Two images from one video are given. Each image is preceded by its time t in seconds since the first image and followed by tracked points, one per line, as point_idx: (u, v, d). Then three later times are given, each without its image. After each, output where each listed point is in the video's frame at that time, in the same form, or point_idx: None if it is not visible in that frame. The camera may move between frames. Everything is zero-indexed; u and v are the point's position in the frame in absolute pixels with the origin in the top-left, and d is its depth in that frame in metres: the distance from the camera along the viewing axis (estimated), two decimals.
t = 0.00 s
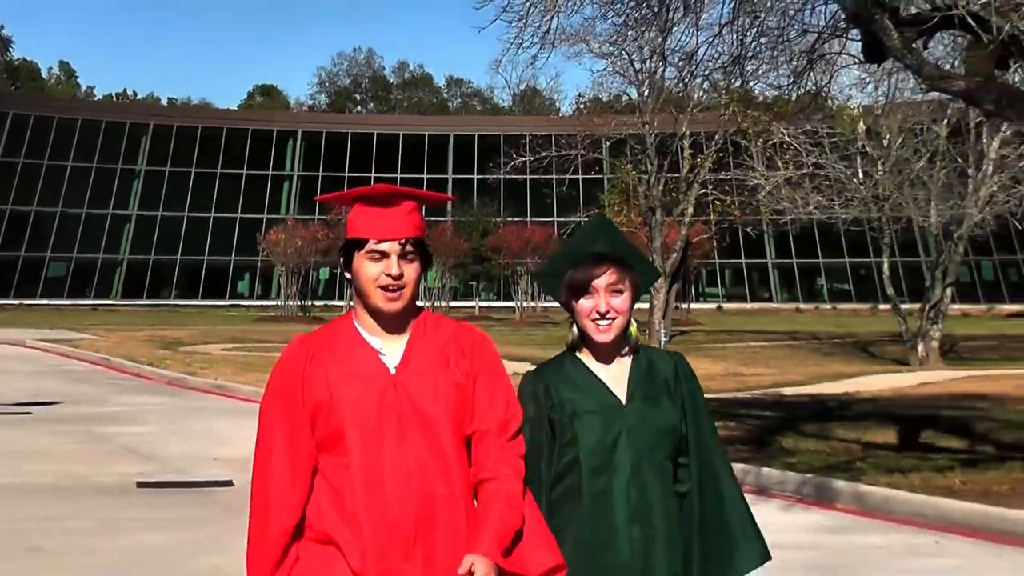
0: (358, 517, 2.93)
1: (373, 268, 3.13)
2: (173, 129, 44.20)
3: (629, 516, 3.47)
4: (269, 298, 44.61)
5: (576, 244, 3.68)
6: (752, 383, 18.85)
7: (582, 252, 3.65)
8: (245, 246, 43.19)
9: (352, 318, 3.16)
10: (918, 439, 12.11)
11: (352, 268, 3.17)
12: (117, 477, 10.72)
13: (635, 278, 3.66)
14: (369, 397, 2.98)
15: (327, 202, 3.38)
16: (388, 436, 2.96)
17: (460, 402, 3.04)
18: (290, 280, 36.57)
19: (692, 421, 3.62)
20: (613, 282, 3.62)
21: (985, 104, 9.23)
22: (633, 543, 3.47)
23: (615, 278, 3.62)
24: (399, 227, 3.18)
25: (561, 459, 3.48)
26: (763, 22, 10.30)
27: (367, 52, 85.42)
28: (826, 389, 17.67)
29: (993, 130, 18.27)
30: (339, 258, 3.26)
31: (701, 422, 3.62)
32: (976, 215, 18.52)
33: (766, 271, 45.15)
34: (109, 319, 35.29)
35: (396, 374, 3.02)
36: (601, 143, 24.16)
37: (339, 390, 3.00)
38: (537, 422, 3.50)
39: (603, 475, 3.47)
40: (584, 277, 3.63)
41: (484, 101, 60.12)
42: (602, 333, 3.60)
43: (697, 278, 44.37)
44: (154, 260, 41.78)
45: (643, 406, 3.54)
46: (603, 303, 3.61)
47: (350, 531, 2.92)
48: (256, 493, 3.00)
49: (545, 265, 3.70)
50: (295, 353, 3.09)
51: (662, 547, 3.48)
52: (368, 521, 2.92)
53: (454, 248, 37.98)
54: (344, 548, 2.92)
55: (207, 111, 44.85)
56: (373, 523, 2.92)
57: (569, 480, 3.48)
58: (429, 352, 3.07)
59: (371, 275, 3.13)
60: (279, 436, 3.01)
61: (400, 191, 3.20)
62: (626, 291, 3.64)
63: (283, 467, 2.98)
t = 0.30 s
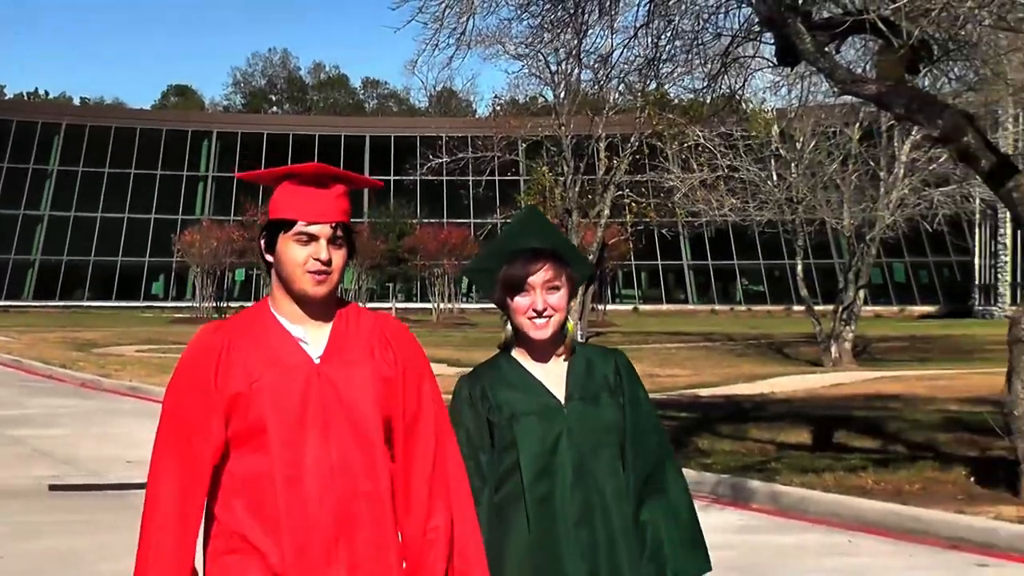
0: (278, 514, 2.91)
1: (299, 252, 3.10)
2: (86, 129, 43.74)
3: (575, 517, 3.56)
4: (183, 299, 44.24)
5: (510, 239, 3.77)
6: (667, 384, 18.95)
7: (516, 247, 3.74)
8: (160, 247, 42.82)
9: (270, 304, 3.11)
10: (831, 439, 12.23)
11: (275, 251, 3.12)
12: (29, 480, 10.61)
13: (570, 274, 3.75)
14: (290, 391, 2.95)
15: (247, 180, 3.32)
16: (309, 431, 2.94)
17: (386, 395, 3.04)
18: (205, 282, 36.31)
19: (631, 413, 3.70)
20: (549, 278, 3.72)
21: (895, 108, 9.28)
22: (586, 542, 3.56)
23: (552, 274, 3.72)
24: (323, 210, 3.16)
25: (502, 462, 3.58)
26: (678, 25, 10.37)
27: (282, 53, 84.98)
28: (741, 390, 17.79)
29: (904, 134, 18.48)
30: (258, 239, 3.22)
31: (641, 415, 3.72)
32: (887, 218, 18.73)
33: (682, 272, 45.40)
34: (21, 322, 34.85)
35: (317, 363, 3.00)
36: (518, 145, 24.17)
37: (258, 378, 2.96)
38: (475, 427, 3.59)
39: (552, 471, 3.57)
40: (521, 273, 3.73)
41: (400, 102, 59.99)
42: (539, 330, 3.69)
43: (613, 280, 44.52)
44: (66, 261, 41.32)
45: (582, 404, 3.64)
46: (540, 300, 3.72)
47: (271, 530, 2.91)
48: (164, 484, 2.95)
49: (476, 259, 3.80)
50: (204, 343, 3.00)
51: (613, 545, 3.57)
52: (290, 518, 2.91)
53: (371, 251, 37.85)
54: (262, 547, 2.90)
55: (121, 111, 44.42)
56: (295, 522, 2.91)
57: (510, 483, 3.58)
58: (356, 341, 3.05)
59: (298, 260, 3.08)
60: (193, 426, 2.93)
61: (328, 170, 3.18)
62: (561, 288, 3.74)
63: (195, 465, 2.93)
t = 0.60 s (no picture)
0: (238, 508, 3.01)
1: (269, 248, 3.17)
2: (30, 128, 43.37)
3: (536, 528, 3.43)
4: (129, 300, 43.95)
5: (490, 235, 3.60)
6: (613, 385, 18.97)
7: (496, 245, 3.57)
8: (105, 247, 42.51)
9: (233, 299, 3.19)
10: (777, 440, 12.27)
11: (242, 245, 3.20)
12: None
13: (549, 276, 3.58)
14: (254, 388, 3.06)
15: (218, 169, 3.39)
16: (269, 431, 3.05)
17: (348, 395, 3.16)
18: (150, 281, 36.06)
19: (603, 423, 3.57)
20: (526, 281, 3.54)
21: (840, 110, 9.35)
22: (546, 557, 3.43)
23: (529, 276, 3.54)
24: (298, 204, 3.25)
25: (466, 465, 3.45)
26: (624, 27, 10.39)
27: (228, 52, 84.69)
28: (687, 391, 17.81)
29: (849, 135, 18.59)
30: (225, 233, 3.30)
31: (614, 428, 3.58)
32: (833, 220, 18.84)
33: (628, 273, 45.49)
34: None
35: (281, 360, 3.11)
36: (464, 146, 24.14)
37: (220, 372, 3.05)
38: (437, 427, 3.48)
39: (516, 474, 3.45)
40: (498, 272, 3.56)
41: (347, 103, 59.84)
42: (513, 333, 3.52)
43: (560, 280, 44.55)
44: (10, 262, 40.95)
45: (551, 411, 3.50)
46: (516, 302, 3.53)
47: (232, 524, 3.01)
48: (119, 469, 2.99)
49: (453, 256, 3.66)
50: (165, 333, 3.05)
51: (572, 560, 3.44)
52: (249, 513, 3.02)
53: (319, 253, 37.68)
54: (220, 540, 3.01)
55: (66, 110, 44.08)
56: (253, 517, 3.02)
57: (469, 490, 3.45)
58: (320, 341, 3.17)
59: (267, 257, 3.16)
60: (155, 412, 2.98)
61: (303, 164, 3.29)
62: (540, 290, 3.56)
63: (152, 455, 2.97)
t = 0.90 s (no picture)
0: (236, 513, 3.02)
1: (280, 248, 3.21)
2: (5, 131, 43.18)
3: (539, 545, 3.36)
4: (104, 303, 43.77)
5: (505, 242, 3.58)
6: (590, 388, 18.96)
7: (511, 250, 3.56)
8: (80, 251, 42.36)
9: (245, 304, 3.23)
10: (754, 443, 12.29)
11: (255, 246, 3.24)
12: None
13: (567, 283, 3.59)
14: (254, 394, 3.07)
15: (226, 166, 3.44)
16: (268, 437, 3.06)
17: (357, 405, 3.14)
18: (126, 284, 35.92)
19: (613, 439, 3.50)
20: (542, 285, 3.53)
21: (817, 114, 9.38)
22: None
23: (545, 281, 3.53)
24: (315, 203, 3.30)
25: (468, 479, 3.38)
26: (600, 31, 10.38)
27: (204, 55, 84.46)
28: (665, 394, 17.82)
29: (825, 139, 18.63)
30: (238, 236, 3.36)
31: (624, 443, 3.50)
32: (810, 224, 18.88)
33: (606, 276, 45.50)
34: None
35: (287, 368, 3.12)
36: (442, 150, 24.13)
37: (219, 376, 3.08)
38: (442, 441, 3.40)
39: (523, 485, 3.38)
40: (511, 279, 3.53)
41: (324, 106, 59.72)
42: (526, 341, 3.50)
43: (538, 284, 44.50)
44: None
45: (559, 425, 3.45)
46: (529, 308, 3.52)
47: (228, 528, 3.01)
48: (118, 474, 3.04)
49: (467, 259, 3.62)
50: (168, 341, 3.11)
51: None
52: (246, 521, 3.02)
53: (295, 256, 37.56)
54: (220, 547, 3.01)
55: (41, 113, 43.91)
56: (252, 523, 3.02)
57: (475, 505, 3.37)
58: (326, 351, 3.17)
59: (279, 258, 3.19)
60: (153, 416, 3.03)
61: (311, 162, 3.31)
62: (556, 298, 3.56)
63: (152, 460, 3.01)
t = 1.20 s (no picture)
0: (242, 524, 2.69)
1: (265, 237, 2.89)
2: None
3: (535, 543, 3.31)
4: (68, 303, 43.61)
5: (498, 230, 3.54)
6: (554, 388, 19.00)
7: (504, 239, 3.52)
8: (45, 251, 42.20)
9: (234, 298, 2.90)
10: (719, 443, 12.35)
11: (240, 238, 2.91)
12: None
13: (560, 271, 3.53)
14: (247, 392, 2.74)
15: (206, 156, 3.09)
16: (269, 438, 2.73)
17: (357, 397, 2.81)
18: (90, 285, 35.81)
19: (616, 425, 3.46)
20: (535, 274, 3.48)
21: (782, 116, 9.43)
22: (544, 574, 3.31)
23: (538, 270, 3.49)
24: (300, 190, 2.94)
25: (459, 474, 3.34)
26: (566, 32, 10.40)
27: (169, 55, 84.35)
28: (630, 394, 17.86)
29: (790, 141, 18.70)
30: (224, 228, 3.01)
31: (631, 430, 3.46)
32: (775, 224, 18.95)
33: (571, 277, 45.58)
34: None
35: (282, 363, 2.79)
36: (408, 150, 24.14)
37: (211, 376, 2.74)
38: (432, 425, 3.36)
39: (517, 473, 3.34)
40: (503, 268, 3.49)
41: (289, 107, 59.68)
42: (519, 332, 3.46)
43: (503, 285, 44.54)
44: None
45: (555, 417, 3.41)
46: (521, 299, 3.48)
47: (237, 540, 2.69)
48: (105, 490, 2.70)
49: (461, 246, 3.56)
50: (155, 339, 2.77)
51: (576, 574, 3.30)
52: (251, 530, 2.70)
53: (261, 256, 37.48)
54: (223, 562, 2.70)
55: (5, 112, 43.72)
56: (257, 535, 2.70)
57: (468, 501, 3.32)
58: (320, 343, 2.83)
59: (266, 249, 2.87)
60: (136, 425, 2.69)
61: (298, 148, 2.98)
62: (549, 288, 3.51)
63: (137, 473, 2.67)
